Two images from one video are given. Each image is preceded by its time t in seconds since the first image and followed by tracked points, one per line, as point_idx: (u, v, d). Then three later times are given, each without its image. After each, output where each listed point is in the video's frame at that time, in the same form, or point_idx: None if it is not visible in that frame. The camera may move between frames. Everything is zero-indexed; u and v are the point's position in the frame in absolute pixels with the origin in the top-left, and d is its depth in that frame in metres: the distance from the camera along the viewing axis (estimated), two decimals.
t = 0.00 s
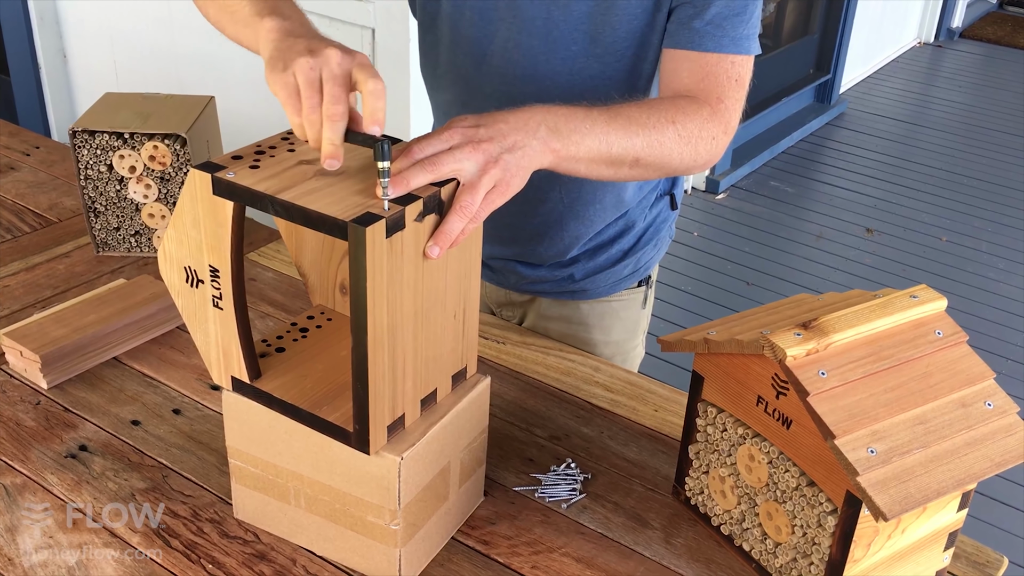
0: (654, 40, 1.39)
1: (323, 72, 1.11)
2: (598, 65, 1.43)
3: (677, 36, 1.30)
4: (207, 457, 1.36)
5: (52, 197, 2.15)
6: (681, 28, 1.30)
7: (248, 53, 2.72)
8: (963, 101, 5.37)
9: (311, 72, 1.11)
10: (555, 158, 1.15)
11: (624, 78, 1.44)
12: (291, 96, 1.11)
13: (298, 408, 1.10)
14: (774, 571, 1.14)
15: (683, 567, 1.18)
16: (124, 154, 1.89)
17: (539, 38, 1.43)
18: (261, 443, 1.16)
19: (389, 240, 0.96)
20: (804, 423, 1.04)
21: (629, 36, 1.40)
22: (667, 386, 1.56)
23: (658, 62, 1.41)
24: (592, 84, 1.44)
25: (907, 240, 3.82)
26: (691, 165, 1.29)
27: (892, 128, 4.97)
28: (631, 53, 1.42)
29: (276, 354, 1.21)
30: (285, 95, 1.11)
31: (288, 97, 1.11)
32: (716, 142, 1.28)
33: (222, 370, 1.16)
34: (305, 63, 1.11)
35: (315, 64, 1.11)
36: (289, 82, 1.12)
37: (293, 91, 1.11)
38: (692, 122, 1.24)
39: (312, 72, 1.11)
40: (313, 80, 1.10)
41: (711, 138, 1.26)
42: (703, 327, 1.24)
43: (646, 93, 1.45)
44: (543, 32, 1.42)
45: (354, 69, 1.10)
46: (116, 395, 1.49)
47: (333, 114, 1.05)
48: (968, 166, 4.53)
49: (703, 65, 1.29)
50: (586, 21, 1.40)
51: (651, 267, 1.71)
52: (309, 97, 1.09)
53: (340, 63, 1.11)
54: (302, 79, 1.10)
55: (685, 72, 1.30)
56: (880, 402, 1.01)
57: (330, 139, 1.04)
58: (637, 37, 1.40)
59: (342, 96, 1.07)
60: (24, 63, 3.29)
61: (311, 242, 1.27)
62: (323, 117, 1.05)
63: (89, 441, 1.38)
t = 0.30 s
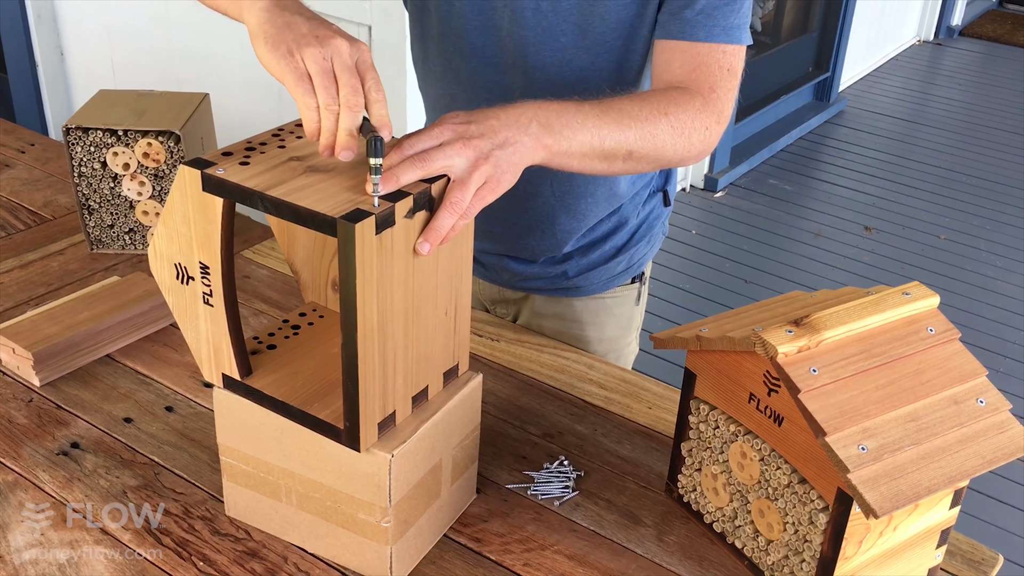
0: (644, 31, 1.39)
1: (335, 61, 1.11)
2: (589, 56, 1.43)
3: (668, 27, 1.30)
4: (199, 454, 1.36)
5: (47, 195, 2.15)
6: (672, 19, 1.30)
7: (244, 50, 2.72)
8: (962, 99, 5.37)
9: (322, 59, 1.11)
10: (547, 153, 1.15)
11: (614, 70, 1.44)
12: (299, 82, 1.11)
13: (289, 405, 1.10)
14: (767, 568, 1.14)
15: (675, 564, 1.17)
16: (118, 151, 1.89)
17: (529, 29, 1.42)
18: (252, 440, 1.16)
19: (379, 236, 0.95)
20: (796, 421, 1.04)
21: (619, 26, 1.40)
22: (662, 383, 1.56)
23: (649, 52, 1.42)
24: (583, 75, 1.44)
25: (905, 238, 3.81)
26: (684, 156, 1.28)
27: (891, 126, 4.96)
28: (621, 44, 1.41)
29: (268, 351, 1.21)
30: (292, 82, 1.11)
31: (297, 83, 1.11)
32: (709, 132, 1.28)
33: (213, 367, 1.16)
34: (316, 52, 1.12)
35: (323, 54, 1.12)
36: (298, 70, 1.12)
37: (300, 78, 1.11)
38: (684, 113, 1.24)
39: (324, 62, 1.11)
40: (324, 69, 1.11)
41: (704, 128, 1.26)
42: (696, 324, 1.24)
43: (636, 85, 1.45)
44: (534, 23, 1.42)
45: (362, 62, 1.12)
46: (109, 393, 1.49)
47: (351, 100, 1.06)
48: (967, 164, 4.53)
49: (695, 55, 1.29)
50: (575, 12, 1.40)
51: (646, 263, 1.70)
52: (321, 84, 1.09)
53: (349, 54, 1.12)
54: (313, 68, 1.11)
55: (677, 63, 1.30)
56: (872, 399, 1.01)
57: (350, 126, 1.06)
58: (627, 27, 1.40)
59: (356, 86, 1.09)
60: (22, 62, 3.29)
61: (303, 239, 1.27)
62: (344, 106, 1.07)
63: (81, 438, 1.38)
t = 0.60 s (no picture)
0: (640, 32, 1.39)
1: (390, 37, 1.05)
2: (585, 57, 1.43)
3: (663, 27, 1.30)
4: (194, 452, 1.35)
5: (45, 193, 2.15)
6: (666, 19, 1.29)
7: (243, 49, 2.72)
8: (963, 98, 5.36)
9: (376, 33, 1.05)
10: (541, 152, 1.15)
11: (611, 70, 1.44)
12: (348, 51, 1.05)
13: (282, 403, 1.10)
14: (760, 567, 1.14)
15: (670, 563, 1.17)
16: (115, 149, 1.89)
17: (528, 32, 1.42)
18: (246, 438, 1.16)
19: (372, 234, 0.95)
20: (790, 419, 1.04)
21: (615, 27, 1.40)
22: (658, 382, 1.56)
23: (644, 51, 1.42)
24: (580, 77, 1.44)
25: (905, 238, 3.81)
26: (679, 156, 1.28)
27: (892, 126, 4.96)
28: (617, 45, 1.42)
29: (262, 350, 1.21)
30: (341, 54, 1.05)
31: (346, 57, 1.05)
32: (704, 133, 1.28)
33: (207, 365, 1.16)
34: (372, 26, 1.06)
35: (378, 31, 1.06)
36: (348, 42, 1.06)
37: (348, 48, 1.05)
38: (679, 113, 1.24)
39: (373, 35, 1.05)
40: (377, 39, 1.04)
41: (699, 129, 1.26)
42: (691, 322, 1.24)
43: (632, 85, 1.45)
44: (531, 25, 1.41)
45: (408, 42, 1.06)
46: (105, 391, 1.49)
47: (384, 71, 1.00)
48: (967, 163, 4.52)
49: (690, 55, 1.29)
50: (572, 13, 1.40)
51: (642, 262, 1.70)
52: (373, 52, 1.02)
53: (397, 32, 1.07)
54: (365, 37, 1.04)
55: (673, 63, 1.30)
56: (866, 398, 1.01)
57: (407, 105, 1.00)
58: (623, 28, 1.40)
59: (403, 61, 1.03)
60: (21, 60, 3.29)
61: (298, 238, 1.27)
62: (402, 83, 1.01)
63: (77, 436, 1.38)
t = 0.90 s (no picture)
0: (642, 30, 1.39)
1: (389, 103, 0.93)
2: (588, 57, 1.43)
3: (665, 26, 1.30)
4: (194, 450, 1.36)
5: (47, 191, 2.15)
6: (668, 18, 1.29)
7: (246, 48, 2.72)
8: (968, 98, 5.35)
9: (374, 103, 0.93)
10: (541, 150, 1.14)
11: (613, 69, 1.44)
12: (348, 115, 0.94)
13: (281, 400, 1.10)
14: (759, 566, 1.14)
15: (667, 562, 1.17)
16: (116, 147, 1.89)
17: (531, 33, 1.42)
18: (244, 436, 1.16)
19: (370, 232, 0.95)
20: (788, 418, 1.04)
21: (617, 26, 1.40)
22: (658, 381, 1.55)
23: (647, 50, 1.41)
24: (584, 77, 1.44)
25: (909, 238, 3.80)
26: (678, 155, 1.28)
27: (896, 126, 4.94)
28: (619, 44, 1.41)
29: (261, 347, 1.21)
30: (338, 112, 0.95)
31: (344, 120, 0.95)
32: (703, 132, 1.28)
33: (206, 362, 1.16)
34: (369, 94, 0.93)
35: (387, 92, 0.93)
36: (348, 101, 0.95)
37: (345, 109, 0.94)
38: (679, 112, 1.24)
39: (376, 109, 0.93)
40: (375, 117, 0.93)
41: (699, 128, 1.26)
42: (690, 320, 1.23)
43: (634, 84, 1.46)
44: (533, 26, 1.41)
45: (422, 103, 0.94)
46: (105, 388, 1.49)
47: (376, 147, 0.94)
48: (971, 163, 4.51)
49: (691, 54, 1.29)
50: (576, 14, 1.40)
51: (643, 261, 1.70)
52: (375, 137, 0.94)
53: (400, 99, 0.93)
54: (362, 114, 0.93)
55: (673, 62, 1.30)
56: (864, 396, 1.01)
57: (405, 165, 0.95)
58: (626, 27, 1.40)
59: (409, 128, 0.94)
60: (26, 60, 3.30)
61: (298, 236, 1.27)
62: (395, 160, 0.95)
63: (77, 433, 1.38)
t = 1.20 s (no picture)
0: (647, 33, 1.39)
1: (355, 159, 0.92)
2: (593, 60, 1.43)
3: (669, 28, 1.30)
4: (199, 448, 1.36)
5: (54, 190, 2.16)
6: (672, 21, 1.29)
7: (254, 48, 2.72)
8: (977, 99, 5.32)
9: (341, 164, 0.92)
10: (544, 151, 1.15)
11: (617, 72, 1.44)
12: (313, 161, 0.94)
13: (284, 399, 1.10)
14: (761, 566, 1.13)
15: (670, 562, 1.17)
16: (122, 147, 1.90)
17: (536, 37, 1.42)
18: (248, 434, 1.16)
19: (372, 231, 0.96)
20: (790, 418, 1.03)
21: (622, 29, 1.39)
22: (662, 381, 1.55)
23: (651, 55, 1.41)
24: (589, 81, 1.44)
25: (917, 238, 3.79)
26: (682, 158, 1.28)
27: (904, 126, 4.93)
28: (624, 47, 1.41)
29: (265, 346, 1.21)
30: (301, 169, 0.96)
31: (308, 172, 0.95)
32: (707, 135, 1.28)
33: (210, 361, 1.16)
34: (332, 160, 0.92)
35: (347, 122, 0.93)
36: (318, 152, 0.94)
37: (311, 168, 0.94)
38: (682, 114, 1.24)
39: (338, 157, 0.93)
40: (354, 176, 0.92)
41: (703, 130, 1.26)
42: (693, 320, 1.23)
43: (639, 87, 1.45)
44: (538, 27, 1.41)
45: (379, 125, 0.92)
46: (110, 386, 1.50)
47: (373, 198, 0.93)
48: (979, 164, 4.49)
49: (696, 57, 1.29)
50: (581, 17, 1.40)
51: (647, 262, 1.70)
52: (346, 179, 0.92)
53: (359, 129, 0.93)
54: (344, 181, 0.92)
55: (677, 65, 1.30)
56: (867, 397, 1.00)
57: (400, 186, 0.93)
58: (630, 31, 1.40)
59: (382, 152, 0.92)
60: (35, 60, 3.31)
61: (302, 235, 1.27)
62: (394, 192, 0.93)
63: (82, 431, 1.39)
